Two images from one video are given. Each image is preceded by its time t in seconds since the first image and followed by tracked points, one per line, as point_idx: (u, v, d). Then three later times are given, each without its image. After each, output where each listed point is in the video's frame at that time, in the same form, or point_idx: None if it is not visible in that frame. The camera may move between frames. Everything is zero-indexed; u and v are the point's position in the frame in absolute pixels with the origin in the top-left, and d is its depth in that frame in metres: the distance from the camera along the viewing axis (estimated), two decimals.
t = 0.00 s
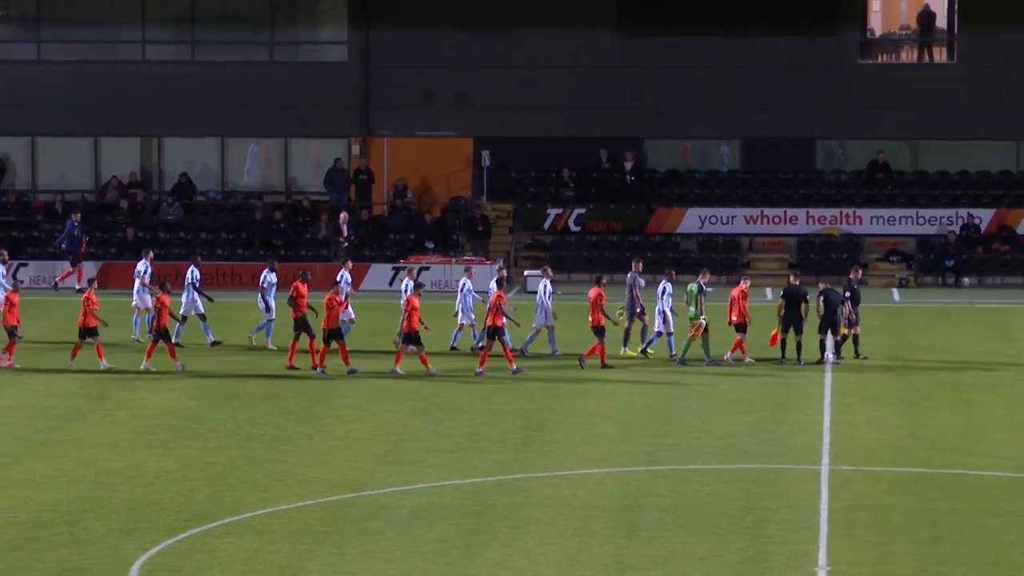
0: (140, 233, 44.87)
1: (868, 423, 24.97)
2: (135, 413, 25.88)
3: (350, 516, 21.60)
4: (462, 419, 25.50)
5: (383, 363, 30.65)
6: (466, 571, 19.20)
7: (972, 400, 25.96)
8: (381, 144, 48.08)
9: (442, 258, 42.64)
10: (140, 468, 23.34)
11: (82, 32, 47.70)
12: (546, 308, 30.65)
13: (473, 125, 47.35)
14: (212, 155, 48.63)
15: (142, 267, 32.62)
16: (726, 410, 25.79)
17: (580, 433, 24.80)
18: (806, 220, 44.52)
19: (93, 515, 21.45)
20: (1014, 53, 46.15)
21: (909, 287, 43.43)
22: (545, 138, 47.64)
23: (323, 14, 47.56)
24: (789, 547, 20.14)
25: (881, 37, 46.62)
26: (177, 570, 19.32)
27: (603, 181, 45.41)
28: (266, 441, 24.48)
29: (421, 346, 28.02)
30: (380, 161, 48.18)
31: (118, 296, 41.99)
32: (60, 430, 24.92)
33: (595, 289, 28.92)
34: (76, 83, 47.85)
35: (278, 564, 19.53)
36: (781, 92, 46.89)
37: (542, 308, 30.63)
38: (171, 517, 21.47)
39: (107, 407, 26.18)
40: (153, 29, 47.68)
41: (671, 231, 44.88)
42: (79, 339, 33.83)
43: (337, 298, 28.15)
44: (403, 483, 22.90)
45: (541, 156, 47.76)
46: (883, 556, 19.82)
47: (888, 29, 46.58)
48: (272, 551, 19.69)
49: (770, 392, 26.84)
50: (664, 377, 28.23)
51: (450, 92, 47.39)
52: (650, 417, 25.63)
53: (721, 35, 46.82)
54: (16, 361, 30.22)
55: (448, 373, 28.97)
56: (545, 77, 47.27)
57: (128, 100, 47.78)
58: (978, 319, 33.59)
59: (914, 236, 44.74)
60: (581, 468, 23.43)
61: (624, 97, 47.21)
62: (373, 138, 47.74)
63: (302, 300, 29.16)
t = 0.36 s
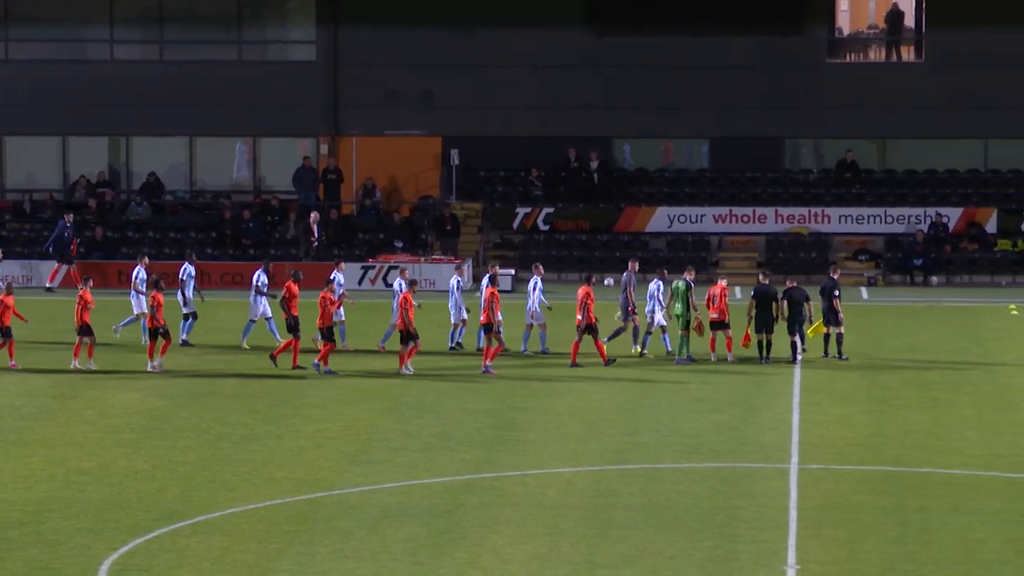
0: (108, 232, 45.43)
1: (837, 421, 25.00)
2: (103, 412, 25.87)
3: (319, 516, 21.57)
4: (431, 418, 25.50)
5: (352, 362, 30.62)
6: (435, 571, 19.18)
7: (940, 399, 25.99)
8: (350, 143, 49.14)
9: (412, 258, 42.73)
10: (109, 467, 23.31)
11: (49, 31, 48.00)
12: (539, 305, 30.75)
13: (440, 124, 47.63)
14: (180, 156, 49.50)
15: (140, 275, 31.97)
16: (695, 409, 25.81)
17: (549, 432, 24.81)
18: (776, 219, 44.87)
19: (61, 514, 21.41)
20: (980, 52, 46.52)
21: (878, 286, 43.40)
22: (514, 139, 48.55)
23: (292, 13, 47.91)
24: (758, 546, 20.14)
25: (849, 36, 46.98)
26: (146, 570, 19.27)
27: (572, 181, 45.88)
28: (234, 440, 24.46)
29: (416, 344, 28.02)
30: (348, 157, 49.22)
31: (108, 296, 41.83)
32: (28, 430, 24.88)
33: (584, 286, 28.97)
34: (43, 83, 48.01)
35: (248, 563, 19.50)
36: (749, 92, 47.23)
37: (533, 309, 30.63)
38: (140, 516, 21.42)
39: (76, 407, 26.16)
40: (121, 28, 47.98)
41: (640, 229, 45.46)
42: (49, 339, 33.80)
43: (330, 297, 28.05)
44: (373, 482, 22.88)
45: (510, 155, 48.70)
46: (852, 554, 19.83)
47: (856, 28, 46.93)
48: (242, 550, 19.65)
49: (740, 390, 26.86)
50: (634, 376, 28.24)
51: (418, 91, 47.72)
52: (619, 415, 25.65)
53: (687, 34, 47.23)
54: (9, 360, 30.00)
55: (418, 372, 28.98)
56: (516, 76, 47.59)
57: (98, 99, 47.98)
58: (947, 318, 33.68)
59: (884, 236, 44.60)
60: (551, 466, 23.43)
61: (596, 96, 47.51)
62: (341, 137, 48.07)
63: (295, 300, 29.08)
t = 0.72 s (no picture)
0: (83, 231, 45.85)
1: (812, 420, 25.04)
2: (79, 411, 25.88)
3: (295, 515, 21.54)
4: (407, 416, 25.50)
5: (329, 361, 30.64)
6: (411, 569, 19.16)
7: (914, 397, 26.05)
8: (325, 142, 50.53)
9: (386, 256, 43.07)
10: (85, 467, 23.28)
11: (25, 30, 48.68)
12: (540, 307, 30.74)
13: (418, 123, 48.42)
14: (156, 156, 50.41)
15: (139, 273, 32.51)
16: (670, 407, 25.84)
17: (525, 430, 24.83)
18: (750, 218, 45.86)
19: (36, 514, 21.37)
20: (950, 51, 47.52)
21: (854, 284, 44.52)
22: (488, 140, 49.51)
23: (267, 12, 48.74)
24: (734, 545, 20.13)
25: (824, 35, 47.97)
26: (122, 568, 19.23)
27: (547, 179, 46.94)
28: (210, 439, 24.45)
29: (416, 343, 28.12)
30: (323, 157, 50.61)
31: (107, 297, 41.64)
32: (4, 429, 24.86)
33: (577, 283, 29.08)
34: (17, 81, 48.65)
35: (223, 562, 19.47)
36: (726, 91, 48.23)
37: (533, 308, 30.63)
38: (115, 515, 21.38)
39: (51, 406, 26.16)
40: (95, 26, 48.65)
41: (615, 229, 46.38)
42: (27, 338, 33.82)
43: (329, 298, 28.04)
44: (348, 481, 22.87)
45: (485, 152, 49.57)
46: (826, 553, 19.83)
47: (831, 26, 47.88)
48: (217, 549, 19.62)
49: (715, 389, 26.90)
50: (609, 374, 28.29)
51: (394, 91, 48.57)
52: (595, 414, 25.68)
53: (663, 34, 48.18)
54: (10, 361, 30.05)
55: (393, 371, 29.02)
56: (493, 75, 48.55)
57: (78, 96, 48.72)
58: (922, 316, 33.85)
59: (858, 234, 45.68)
60: (526, 465, 23.43)
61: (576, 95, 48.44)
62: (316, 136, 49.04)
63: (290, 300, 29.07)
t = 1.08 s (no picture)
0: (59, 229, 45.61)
1: (789, 418, 25.05)
2: (56, 410, 25.87)
3: (271, 514, 21.51)
4: (384, 415, 25.50)
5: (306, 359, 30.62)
6: (387, 568, 19.12)
7: (891, 395, 26.08)
8: (302, 140, 50.45)
9: (363, 254, 43.39)
10: (61, 465, 23.23)
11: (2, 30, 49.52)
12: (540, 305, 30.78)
13: (391, 121, 49.15)
14: (132, 156, 51.21)
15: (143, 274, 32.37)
16: (647, 406, 25.85)
17: (502, 429, 24.82)
18: (727, 216, 45.95)
19: (12, 512, 21.32)
20: (924, 50, 48.28)
21: (830, 282, 44.48)
22: (468, 138, 50.00)
23: (243, 10, 49.42)
24: (710, 543, 20.11)
25: (801, 34, 48.59)
26: (98, 566, 19.19)
27: (523, 177, 47.06)
28: (187, 438, 24.42)
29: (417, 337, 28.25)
30: (301, 156, 50.43)
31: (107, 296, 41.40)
32: None
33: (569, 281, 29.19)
34: None
35: (199, 561, 19.42)
36: (701, 89, 48.85)
37: (535, 304, 30.71)
38: (91, 514, 21.32)
39: (27, 405, 26.15)
40: (72, 24, 49.61)
41: (591, 228, 46.43)
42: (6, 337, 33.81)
43: (331, 295, 28.08)
44: (325, 480, 22.85)
45: (456, 151, 50.11)
46: (803, 551, 19.81)
47: (808, 26, 48.54)
48: (194, 548, 19.57)
49: (691, 387, 26.89)
50: (585, 373, 28.28)
51: (371, 91, 49.25)
52: (572, 412, 25.69)
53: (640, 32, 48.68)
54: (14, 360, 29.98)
55: (370, 369, 29.03)
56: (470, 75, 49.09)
57: (54, 96, 49.66)
58: (898, 314, 33.94)
59: (834, 232, 45.74)
60: (504, 464, 23.41)
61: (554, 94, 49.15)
62: (294, 133, 49.73)
63: (288, 297, 29.19)
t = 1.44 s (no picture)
0: (37, 229, 45.65)
1: (767, 418, 25.07)
2: (33, 410, 25.85)
3: (249, 514, 21.49)
4: (361, 415, 25.51)
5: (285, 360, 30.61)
6: (365, 568, 19.12)
7: (868, 395, 26.11)
8: (280, 141, 50.49)
9: (340, 254, 43.46)
10: (38, 466, 23.20)
11: None
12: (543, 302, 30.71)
13: (367, 121, 49.33)
14: (110, 155, 50.84)
15: (145, 277, 31.86)
16: (624, 406, 25.86)
17: (480, 429, 24.83)
18: (704, 217, 46.13)
19: None
20: (900, 50, 48.40)
21: (808, 282, 44.35)
22: (452, 136, 49.46)
23: (221, 11, 49.59)
24: (688, 544, 20.12)
25: (778, 34, 48.64)
26: (76, 567, 19.17)
27: (500, 177, 47.12)
28: (165, 438, 24.42)
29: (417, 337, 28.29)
30: (277, 156, 50.51)
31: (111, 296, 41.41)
32: None
33: (560, 280, 29.22)
34: None
35: (178, 561, 19.40)
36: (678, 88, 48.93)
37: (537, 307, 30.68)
38: (69, 514, 21.29)
39: (4, 405, 26.14)
40: (49, 25, 49.65)
41: (568, 228, 46.56)
42: None
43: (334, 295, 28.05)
44: (303, 480, 22.85)
45: (439, 155, 49.67)
46: (781, 550, 19.81)
47: (784, 25, 48.62)
48: (172, 548, 19.56)
49: (669, 387, 26.90)
50: (563, 373, 28.30)
51: (348, 91, 49.42)
52: (550, 412, 25.69)
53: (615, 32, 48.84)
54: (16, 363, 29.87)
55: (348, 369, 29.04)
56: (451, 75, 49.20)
57: (30, 96, 49.70)
58: (876, 313, 33.99)
59: (811, 233, 46.11)
60: (482, 464, 23.40)
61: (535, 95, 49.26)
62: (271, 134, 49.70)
63: (287, 297, 29.16)
